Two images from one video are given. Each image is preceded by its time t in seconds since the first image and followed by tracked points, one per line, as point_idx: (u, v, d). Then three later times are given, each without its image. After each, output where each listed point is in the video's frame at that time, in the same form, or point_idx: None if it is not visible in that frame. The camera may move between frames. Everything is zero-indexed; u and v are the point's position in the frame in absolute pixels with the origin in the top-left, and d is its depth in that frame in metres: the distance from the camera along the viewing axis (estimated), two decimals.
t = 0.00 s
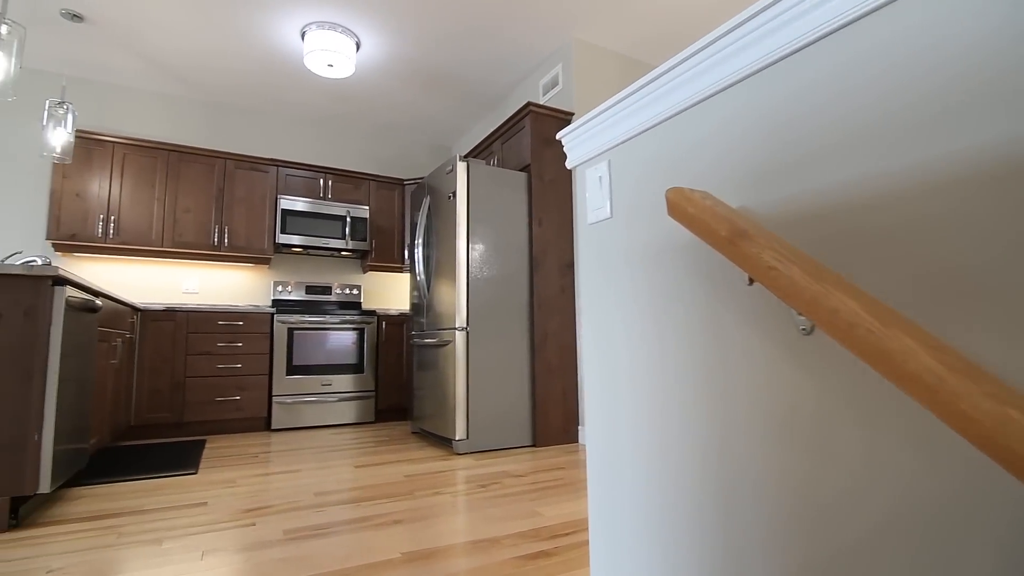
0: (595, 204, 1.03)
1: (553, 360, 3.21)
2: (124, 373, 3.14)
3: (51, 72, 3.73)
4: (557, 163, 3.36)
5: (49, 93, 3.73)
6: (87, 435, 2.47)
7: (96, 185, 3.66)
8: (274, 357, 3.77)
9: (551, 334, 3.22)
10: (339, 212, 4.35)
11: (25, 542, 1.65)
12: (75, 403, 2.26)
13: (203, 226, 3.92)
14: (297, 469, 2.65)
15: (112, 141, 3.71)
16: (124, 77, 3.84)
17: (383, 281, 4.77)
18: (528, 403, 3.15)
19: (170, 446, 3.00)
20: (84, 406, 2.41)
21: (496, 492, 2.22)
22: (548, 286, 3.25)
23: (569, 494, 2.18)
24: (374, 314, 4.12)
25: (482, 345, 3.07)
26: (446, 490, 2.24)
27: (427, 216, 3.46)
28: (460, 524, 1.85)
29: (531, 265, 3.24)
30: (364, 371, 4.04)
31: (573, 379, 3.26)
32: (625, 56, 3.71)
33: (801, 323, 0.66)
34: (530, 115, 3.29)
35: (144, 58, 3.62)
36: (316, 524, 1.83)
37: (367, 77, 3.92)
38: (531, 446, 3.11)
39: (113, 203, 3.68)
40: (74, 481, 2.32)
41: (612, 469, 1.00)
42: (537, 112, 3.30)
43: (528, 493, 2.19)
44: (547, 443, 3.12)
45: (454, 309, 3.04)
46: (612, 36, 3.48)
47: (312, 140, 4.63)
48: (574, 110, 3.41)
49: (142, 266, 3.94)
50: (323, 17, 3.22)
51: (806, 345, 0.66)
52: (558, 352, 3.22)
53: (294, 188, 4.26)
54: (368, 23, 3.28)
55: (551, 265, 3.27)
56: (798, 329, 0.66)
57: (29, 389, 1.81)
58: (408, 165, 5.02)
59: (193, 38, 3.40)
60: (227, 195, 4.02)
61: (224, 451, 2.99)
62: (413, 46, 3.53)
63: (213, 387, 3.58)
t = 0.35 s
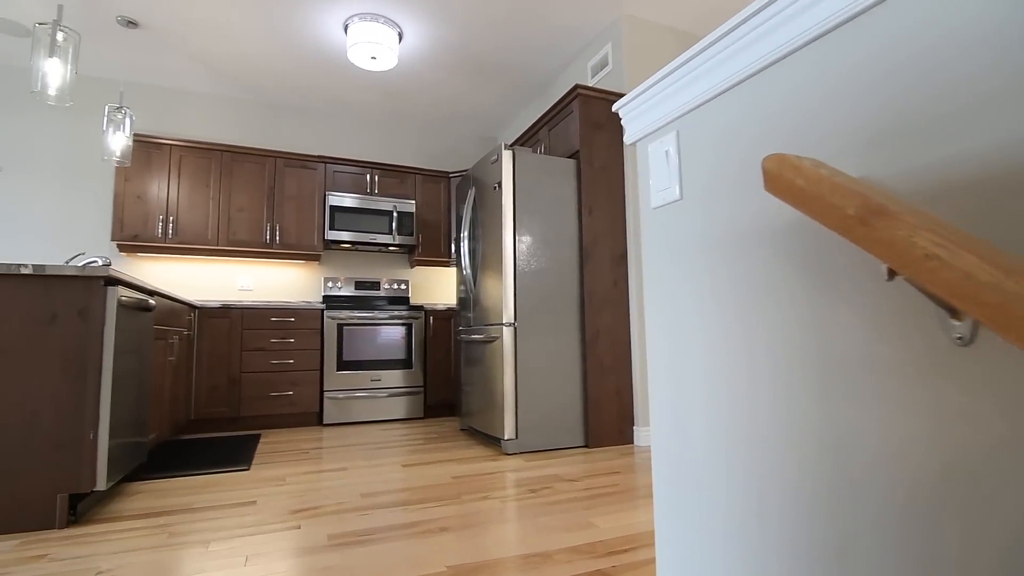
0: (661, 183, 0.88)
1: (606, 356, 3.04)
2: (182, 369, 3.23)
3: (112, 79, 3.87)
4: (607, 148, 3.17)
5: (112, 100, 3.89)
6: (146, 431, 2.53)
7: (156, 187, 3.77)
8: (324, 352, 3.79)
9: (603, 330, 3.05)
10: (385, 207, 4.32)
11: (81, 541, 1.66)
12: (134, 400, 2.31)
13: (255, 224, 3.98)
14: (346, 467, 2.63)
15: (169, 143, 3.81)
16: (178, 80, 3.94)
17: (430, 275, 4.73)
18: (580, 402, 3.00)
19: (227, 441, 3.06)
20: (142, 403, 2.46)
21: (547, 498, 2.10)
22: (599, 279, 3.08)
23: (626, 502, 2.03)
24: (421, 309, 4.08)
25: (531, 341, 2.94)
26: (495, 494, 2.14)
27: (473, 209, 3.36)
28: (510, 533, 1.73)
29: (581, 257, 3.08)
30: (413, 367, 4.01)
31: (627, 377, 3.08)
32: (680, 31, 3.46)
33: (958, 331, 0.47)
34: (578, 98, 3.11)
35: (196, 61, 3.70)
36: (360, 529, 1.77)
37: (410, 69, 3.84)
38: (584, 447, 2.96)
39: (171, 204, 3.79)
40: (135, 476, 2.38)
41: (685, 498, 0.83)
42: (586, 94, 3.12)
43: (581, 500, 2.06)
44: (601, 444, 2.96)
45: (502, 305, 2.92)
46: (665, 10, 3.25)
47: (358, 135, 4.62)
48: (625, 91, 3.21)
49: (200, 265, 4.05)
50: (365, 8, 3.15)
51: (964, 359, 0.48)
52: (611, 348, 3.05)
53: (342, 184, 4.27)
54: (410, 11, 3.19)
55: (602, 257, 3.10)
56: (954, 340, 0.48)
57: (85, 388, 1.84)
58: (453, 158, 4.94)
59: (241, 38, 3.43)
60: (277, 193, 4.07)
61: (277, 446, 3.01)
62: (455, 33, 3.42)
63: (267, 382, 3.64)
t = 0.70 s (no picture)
0: (736, 157, 0.74)
1: (660, 352, 2.88)
2: (237, 363, 3.30)
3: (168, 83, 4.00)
4: (660, 131, 2.99)
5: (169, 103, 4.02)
6: (202, 424, 2.59)
7: (211, 187, 3.88)
8: (373, 347, 3.80)
9: (657, 324, 2.89)
10: (431, 200, 4.29)
11: (135, 535, 1.69)
12: (189, 395, 2.36)
13: (305, 221, 4.04)
14: (393, 464, 2.60)
15: (222, 143, 3.90)
16: (230, 82, 4.02)
17: (476, 268, 4.67)
18: (633, 400, 2.86)
19: (279, 435, 3.11)
20: (198, 397, 2.52)
21: (599, 503, 1.98)
22: (653, 270, 2.91)
23: (686, 511, 1.88)
24: (468, 303, 4.02)
25: (580, 336, 2.82)
26: (544, 497, 2.05)
27: (518, 199, 3.26)
28: (560, 541, 1.63)
29: (633, 247, 2.92)
30: (460, 361, 3.97)
31: (683, 373, 2.91)
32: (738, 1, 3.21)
33: None
34: (628, 78, 2.94)
35: (246, 62, 3.76)
36: (405, 531, 1.72)
37: (453, 59, 3.76)
38: (637, 447, 2.82)
39: (226, 202, 3.89)
40: (191, 468, 2.44)
41: (770, 527, 0.69)
42: (637, 74, 2.94)
43: (637, 507, 1.92)
44: (655, 444, 2.81)
45: (550, 298, 2.81)
46: None
47: (403, 129, 4.60)
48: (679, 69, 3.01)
49: (254, 261, 4.15)
50: None
51: None
52: (665, 343, 2.89)
53: (387, 178, 4.26)
54: None
55: (655, 246, 2.92)
56: None
57: (139, 384, 1.88)
58: (498, 149, 4.85)
59: (286, 37, 3.45)
60: (325, 189, 4.10)
61: (327, 440, 3.04)
62: (498, 18, 3.30)
63: (318, 377, 3.68)
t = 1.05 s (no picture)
0: (845, 128, 0.60)
1: (715, 349, 2.71)
2: (282, 360, 3.33)
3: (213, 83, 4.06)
4: (712, 114, 2.80)
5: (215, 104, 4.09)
6: (247, 421, 2.60)
7: (255, 185, 3.93)
8: (414, 343, 3.76)
9: (711, 320, 2.72)
10: (470, 194, 4.22)
11: (180, 536, 1.68)
12: (234, 394, 2.36)
13: (346, 217, 4.04)
14: (435, 463, 2.55)
15: (266, 142, 3.94)
16: (272, 80, 4.06)
17: (517, 262, 4.57)
18: (685, 400, 2.71)
19: (323, 431, 3.11)
20: (243, 394, 2.53)
21: (653, 512, 1.86)
22: (706, 263, 2.74)
23: (749, 526, 1.73)
24: (509, 298, 3.94)
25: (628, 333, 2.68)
26: (593, 504, 1.93)
27: (561, 190, 3.13)
28: (613, 556, 1.52)
29: (684, 238, 2.76)
30: (502, 358, 3.89)
31: (739, 373, 2.74)
32: None
33: None
34: (678, 58, 2.76)
35: (287, 60, 3.77)
36: (448, 539, 1.64)
37: (492, 48, 3.65)
38: (690, 451, 2.67)
39: (270, 200, 3.93)
40: (237, 465, 2.46)
41: None
42: (687, 54, 2.76)
43: (695, 519, 1.78)
44: (709, 448, 2.66)
45: (595, 293, 2.68)
46: None
47: (442, 122, 4.54)
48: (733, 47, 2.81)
49: (297, 258, 4.18)
50: None
51: None
52: (720, 340, 2.72)
53: (427, 172, 4.21)
54: None
55: (709, 237, 2.75)
56: None
57: (184, 383, 1.88)
58: (539, 139, 4.73)
59: (327, 34, 3.43)
60: (366, 184, 4.09)
61: (370, 438, 3.02)
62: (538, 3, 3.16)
63: (360, 373, 3.68)
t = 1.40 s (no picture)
0: None
1: (762, 349, 2.53)
2: (306, 356, 3.26)
3: (235, 74, 3.98)
4: (760, 95, 2.60)
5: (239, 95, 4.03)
6: (270, 421, 2.52)
7: (278, 177, 3.85)
8: (440, 339, 3.66)
9: (758, 318, 2.54)
10: (497, 184, 4.07)
11: (199, 550, 1.59)
12: (258, 393, 2.28)
13: (371, 209, 3.94)
14: (463, 467, 2.43)
15: (289, 133, 3.85)
16: (295, 70, 3.96)
17: (545, 255, 4.41)
18: (729, 404, 2.54)
19: (348, 429, 3.03)
20: (266, 394, 2.45)
21: (701, 531, 1.70)
22: (753, 256, 2.55)
23: (812, 550, 1.56)
24: (537, 292, 3.79)
25: (667, 332, 2.51)
26: (634, 520, 1.79)
27: (594, 179, 2.96)
28: None
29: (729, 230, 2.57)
30: (530, 354, 3.75)
31: (789, 374, 2.56)
32: None
33: None
34: (723, 35, 2.56)
35: (310, 49, 3.67)
36: (480, 560, 1.52)
37: (520, 31, 3.48)
38: (734, 457, 2.50)
39: (293, 193, 3.86)
40: (261, 467, 2.38)
41: None
42: (733, 30, 2.56)
43: (750, 541, 1.62)
44: (756, 455, 2.49)
45: (633, 290, 2.51)
46: None
47: (467, 110, 4.39)
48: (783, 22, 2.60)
49: (321, 251, 4.11)
50: None
51: None
52: (768, 340, 2.54)
53: (452, 162, 4.07)
54: None
55: (755, 228, 2.56)
56: None
57: (204, 386, 1.79)
58: (567, 127, 4.55)
59: (350, 20, 3.31)
60: (390, 176, 3.98)
61: (396, 438, 2.93)
62: None
63: (386, 369, 3.59)
